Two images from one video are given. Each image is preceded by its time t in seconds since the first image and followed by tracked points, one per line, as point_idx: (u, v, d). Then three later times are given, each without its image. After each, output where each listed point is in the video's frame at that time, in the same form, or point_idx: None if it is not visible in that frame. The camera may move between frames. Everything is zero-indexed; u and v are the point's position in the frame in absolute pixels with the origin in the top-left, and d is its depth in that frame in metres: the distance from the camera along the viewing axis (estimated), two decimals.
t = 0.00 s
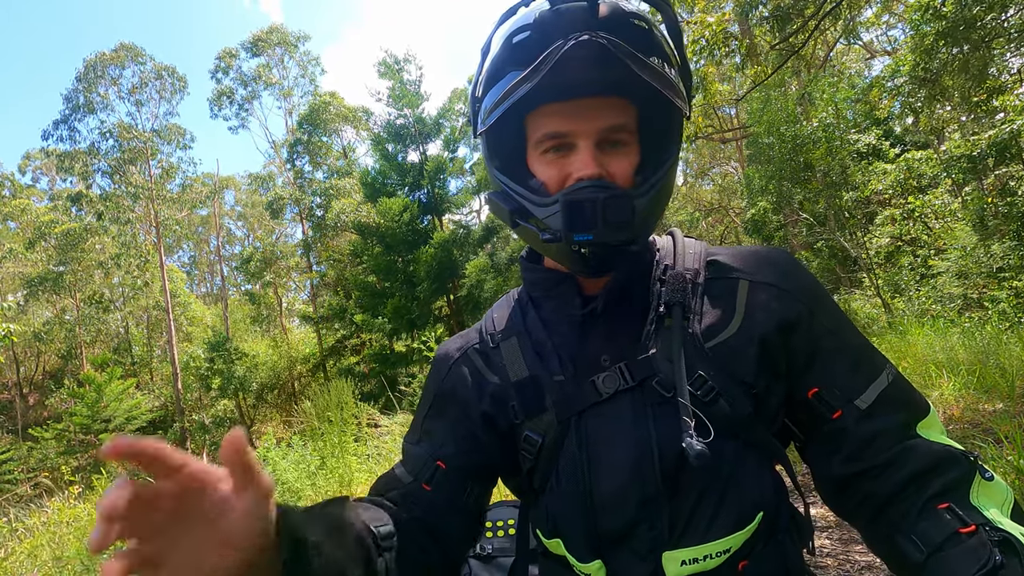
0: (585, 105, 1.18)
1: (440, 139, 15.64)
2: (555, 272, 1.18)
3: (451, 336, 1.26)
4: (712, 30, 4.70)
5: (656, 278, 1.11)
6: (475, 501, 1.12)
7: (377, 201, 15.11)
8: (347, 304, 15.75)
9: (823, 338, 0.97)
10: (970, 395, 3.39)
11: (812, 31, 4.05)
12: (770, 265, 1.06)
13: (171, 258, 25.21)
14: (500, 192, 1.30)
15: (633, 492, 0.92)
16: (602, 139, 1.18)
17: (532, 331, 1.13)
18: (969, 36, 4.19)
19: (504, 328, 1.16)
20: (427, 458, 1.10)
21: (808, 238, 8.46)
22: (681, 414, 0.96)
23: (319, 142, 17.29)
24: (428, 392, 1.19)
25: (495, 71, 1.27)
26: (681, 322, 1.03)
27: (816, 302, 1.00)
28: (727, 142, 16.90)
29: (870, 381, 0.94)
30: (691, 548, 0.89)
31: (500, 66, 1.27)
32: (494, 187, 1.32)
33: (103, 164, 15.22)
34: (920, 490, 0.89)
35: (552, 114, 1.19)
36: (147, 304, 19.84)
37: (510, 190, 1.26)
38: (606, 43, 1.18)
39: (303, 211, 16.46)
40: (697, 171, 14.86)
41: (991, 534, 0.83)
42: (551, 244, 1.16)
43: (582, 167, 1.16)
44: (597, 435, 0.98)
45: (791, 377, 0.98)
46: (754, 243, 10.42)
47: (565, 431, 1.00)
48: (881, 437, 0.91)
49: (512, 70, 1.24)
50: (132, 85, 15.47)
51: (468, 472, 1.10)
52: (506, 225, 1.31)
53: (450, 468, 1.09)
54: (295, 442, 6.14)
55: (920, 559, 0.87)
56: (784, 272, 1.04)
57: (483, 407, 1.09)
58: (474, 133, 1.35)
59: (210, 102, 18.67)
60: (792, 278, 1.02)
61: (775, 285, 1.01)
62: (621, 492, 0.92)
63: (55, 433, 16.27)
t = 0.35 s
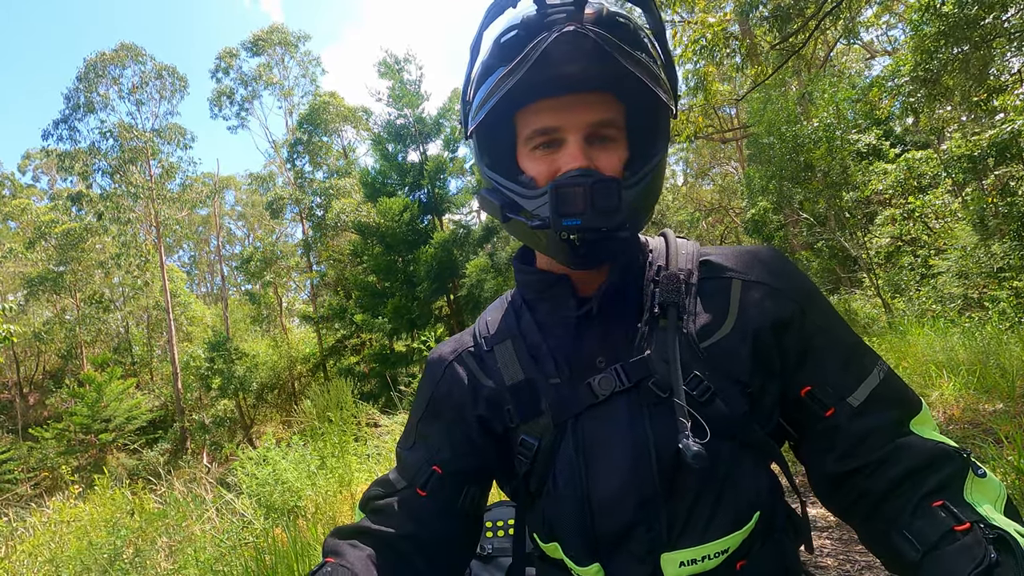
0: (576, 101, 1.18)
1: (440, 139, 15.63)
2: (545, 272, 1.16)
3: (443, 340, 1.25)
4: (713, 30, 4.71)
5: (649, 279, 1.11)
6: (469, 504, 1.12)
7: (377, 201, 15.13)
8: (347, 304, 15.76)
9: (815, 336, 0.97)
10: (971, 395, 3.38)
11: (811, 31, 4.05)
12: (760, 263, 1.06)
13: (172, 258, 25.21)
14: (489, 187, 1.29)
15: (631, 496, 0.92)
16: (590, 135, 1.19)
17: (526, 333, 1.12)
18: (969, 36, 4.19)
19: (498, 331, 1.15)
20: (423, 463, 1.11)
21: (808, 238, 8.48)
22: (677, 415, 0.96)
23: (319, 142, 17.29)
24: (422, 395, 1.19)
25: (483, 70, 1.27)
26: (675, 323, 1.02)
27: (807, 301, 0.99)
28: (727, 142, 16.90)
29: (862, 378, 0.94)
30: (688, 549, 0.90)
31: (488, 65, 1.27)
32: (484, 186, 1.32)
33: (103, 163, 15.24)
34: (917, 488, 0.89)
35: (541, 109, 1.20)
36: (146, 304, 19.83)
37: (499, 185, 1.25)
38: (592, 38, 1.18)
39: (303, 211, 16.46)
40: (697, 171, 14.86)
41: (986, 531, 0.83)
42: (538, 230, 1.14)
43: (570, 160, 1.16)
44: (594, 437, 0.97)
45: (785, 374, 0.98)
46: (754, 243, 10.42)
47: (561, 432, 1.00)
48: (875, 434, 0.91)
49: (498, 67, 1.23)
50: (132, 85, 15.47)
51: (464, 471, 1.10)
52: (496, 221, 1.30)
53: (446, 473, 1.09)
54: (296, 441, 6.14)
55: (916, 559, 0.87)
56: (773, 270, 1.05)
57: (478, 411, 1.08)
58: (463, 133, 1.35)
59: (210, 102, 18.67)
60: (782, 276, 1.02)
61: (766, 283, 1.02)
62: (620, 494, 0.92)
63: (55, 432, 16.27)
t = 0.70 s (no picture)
0: (569, 105, 1.18)
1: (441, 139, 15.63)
2: (541, 274, 1.16)
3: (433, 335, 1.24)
4: (714, 31, 4.71)
5: (643, 278, 1.11)
6: (444, 489, 1.11)
7: (377, 201, 15.14)
8: (348, 304, 15.77)
9: (810, 333, 0.97)
10: (971, 395, 3.38)
11: (812, 31, 4.04)
12: (755, 261, 1.06)
13: (172, 258, 25.21)
14: (484, 197, 1.28)
15: (628, 495, 0.92)
16: (584, 136, 1.19)
17: (523, 333, 1.12)
18: (970, 36, 4.20)
19: (492, 332, 1.15)
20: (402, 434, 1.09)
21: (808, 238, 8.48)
22: (674, 414, 0.96)
23: (319, 142, 17.29)
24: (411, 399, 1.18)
25: (471, 78, 1.26)
26: (671, 322, 1.02)
27: (800, 298, 1.00)
28: (727, 142, 16.91)
29: (858, 374, 0.95)
30: (688, 548, 0.90)
31: (476, 72, 1.26)
32: (476, 195, 1.31)
33: (103, 163, 15.25)
34: (915, 485, 0.89)
35: (534, 113, 1.19)
36: (147, 303, 19.82)
37: (493, 194, 1.25)
38: (586, 42, 1.19)
39: (304, 211, 16.47)
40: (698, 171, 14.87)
41: (986, 528, 0.82)
42: (545, 243, 1.13)
43: (566, 165, 1.16)
44: (589, 437, 0.97)
45: (781, 373, 0.98)
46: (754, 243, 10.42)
47: (557, 433, 0.99)
48: (874, 430, 0.91)
49: (489, 76, 1.23)
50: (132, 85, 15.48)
51: (437, 453, 1.10)
52: (494, 232, 1.29)
53: (422, 445, 1.08)
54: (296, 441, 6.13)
55: (916, 556, 0.86)
56: (766, 269, 1.05)
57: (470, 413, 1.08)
58: (451, 146, 1.34)
59: (210, 102, 18.67)
60: (775, 274, 1.03)
61: (761, 281, 1.02)
62: (617, 494, 0.92)
63: (55, 432, 16.26)
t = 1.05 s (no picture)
0: (577, 96, 1.18)
1: (441, 139, 15.64)
2: (543, 271, 1.16)
3: (433, 333, 1.23)
4: (714, 31, 4.72)
5: (648, 278, 1.11)
6: (429, 498, 1.11)
7: (377, 200, 15.15)
8: (348, 304, 15.77)
9: (814, 336, 0.97)
10: (970, 395, 3.39)
11: (812, 32, 4.05)
12: (761, 263, 1.06)
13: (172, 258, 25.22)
14: (486, 183, 1.27)
15: (629, 499, 0.92)
16: (591, 130, 1.18)
17: (524, 333, 1.12)
18: (970, 36, 4.19)
19: (493, 331, 1.14)
20: (391, 443, 1.06)
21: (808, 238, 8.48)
22: (676, 417, 0.96)
23: (319, 142, 17.29)
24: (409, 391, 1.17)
25: (481, 63, 1.26)
26: (674, 324, 1.02)
27: (805, 299, 1.00)
28: (727, 142, 16.92)
29: (863, 379, 0.95)
30: (690, 553, 0.90)
31: (486, 57, 1.26)
32: (479, 182, 1.31)
33: (103, 162, 15.24)
34: (919, 487, 0.89)
35: (542, 103, 1.19)
36: (147, 303, 19.81)
37: (496, 181, 1.24)
38: (596, 29, 1.20)
39: (304, 211, 16.49)
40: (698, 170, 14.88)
41: (988, 530, 0.83)
42: (542, 230, 1.13)
43: (572, 156, 1.16)
44: (590, 441, 0.97)
45: (785, 377, 0.98)
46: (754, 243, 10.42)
47: (558, 436, 0.99)
48: (878, 434, 0.91)
49: (498, 60, 1.23)
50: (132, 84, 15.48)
51: (429, 460, 1.09)
52: (494, 219, 1.29)
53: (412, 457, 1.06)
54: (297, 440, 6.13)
55: (919, 558, 0.87)
56: (773, 270, 1.04)
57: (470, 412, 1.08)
58: (459, 128, 1.33)
59: (211, 101, 18.67)
60: (780, 276, 1.03)
61: (765, 283, 1.02)
62: (618, 498, 0.92)
63: (55, 432, 16.26)
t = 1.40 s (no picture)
0: (586, 86, 1.17)
1: (441, 139, 15.63)
2: (546, 270, 1.15)
3: (437, 334, 1.23)
4: (714, 31, 4.73)
5: (654, 280, 1.11)
6: (454, 514, 1.14)
7: (378, 200, 15.15)
8: (348, 304, 15.77)
9: (823, 339, 0.97)
10: (970, 395, 3.39)
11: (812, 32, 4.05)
12: (769, 265, 1.05)
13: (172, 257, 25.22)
14: (490, 171, 1.28)
15: (635, 505, 0.92)
16: (599, 121, 1.18)
17: (526, 334, 1.12)
18: (970, 36, 4.19)
19: (496, 331, 1.15)
20: (408, 466, 1.11)
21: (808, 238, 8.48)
22: (682, 424, 0.96)
23: (319, 141, 17.29)
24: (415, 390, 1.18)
25: (491, 47, 1.25)
26: (681, 326, 1.02)
27: (814, 301, 1.00)
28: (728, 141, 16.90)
29: (871, 384, 0.94)
30: (696, 560, 0.90)
31: (496, 42, 1.24)
32: (484, 170, 1.31)
33: (104, 162, 15.26)
34: (925, 491, 0.89)
35: (550, 90, 1.18)
36: (147, 303, 19.81)
37: (501, 168, 1.24)
38: (606, 9, 1.18)
39: (304, 210, 16.50)
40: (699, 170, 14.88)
41: (991, 538, 0.83)
42: (541, 213, 1.14)
43: (578, 145, 1.15)
44: (595, 446, 0.97)
45: (793, 380, 0.98)
46: (754, 242, 10.40)
47: (563, 439, 0.99)
48: (886, 439, 0.91)
49: (506, 43, 1.21)
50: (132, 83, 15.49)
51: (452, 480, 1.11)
52: (496, 207, 1.29)
53: (430, 478, 1.09)
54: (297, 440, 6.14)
55: (920, 563, 0.87)
56: (781, 272, 1.04)
57: (474, 412, 1.08)
58: (466, 113, 1.33)
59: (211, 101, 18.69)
60: (788, 276, 1.02)
61: (773, 285, 1.01)
62: (624, 505, 0.92)
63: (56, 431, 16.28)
